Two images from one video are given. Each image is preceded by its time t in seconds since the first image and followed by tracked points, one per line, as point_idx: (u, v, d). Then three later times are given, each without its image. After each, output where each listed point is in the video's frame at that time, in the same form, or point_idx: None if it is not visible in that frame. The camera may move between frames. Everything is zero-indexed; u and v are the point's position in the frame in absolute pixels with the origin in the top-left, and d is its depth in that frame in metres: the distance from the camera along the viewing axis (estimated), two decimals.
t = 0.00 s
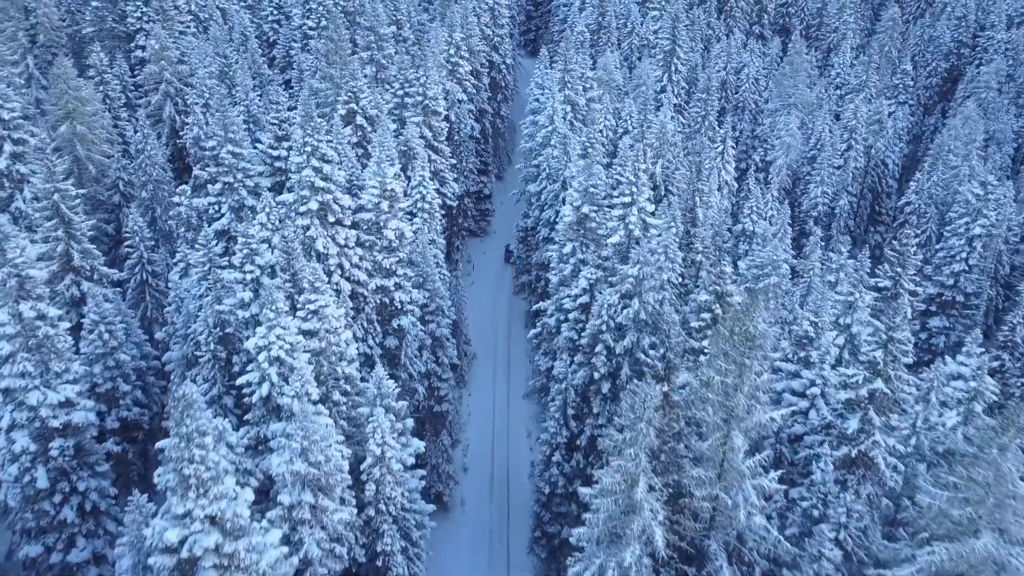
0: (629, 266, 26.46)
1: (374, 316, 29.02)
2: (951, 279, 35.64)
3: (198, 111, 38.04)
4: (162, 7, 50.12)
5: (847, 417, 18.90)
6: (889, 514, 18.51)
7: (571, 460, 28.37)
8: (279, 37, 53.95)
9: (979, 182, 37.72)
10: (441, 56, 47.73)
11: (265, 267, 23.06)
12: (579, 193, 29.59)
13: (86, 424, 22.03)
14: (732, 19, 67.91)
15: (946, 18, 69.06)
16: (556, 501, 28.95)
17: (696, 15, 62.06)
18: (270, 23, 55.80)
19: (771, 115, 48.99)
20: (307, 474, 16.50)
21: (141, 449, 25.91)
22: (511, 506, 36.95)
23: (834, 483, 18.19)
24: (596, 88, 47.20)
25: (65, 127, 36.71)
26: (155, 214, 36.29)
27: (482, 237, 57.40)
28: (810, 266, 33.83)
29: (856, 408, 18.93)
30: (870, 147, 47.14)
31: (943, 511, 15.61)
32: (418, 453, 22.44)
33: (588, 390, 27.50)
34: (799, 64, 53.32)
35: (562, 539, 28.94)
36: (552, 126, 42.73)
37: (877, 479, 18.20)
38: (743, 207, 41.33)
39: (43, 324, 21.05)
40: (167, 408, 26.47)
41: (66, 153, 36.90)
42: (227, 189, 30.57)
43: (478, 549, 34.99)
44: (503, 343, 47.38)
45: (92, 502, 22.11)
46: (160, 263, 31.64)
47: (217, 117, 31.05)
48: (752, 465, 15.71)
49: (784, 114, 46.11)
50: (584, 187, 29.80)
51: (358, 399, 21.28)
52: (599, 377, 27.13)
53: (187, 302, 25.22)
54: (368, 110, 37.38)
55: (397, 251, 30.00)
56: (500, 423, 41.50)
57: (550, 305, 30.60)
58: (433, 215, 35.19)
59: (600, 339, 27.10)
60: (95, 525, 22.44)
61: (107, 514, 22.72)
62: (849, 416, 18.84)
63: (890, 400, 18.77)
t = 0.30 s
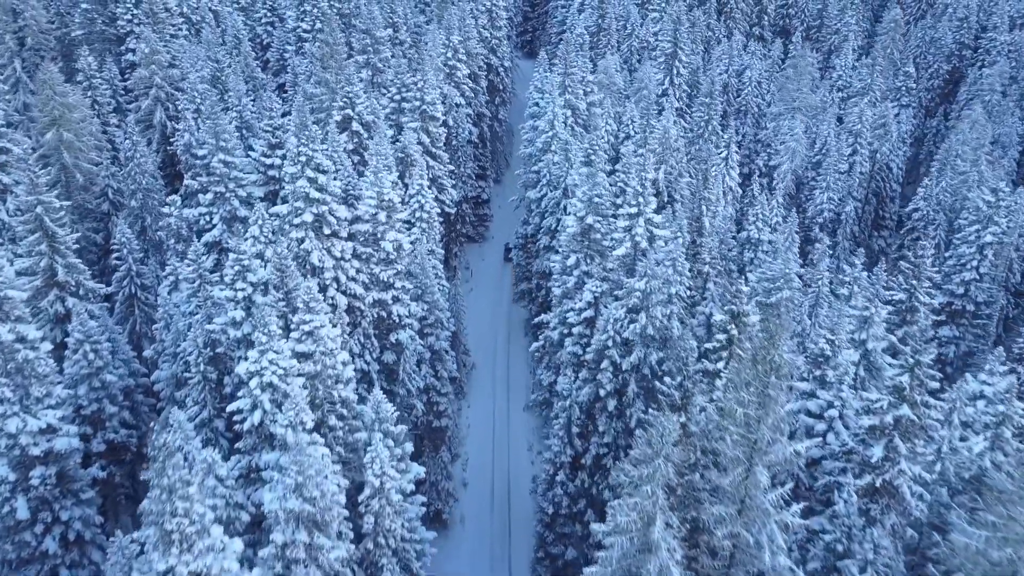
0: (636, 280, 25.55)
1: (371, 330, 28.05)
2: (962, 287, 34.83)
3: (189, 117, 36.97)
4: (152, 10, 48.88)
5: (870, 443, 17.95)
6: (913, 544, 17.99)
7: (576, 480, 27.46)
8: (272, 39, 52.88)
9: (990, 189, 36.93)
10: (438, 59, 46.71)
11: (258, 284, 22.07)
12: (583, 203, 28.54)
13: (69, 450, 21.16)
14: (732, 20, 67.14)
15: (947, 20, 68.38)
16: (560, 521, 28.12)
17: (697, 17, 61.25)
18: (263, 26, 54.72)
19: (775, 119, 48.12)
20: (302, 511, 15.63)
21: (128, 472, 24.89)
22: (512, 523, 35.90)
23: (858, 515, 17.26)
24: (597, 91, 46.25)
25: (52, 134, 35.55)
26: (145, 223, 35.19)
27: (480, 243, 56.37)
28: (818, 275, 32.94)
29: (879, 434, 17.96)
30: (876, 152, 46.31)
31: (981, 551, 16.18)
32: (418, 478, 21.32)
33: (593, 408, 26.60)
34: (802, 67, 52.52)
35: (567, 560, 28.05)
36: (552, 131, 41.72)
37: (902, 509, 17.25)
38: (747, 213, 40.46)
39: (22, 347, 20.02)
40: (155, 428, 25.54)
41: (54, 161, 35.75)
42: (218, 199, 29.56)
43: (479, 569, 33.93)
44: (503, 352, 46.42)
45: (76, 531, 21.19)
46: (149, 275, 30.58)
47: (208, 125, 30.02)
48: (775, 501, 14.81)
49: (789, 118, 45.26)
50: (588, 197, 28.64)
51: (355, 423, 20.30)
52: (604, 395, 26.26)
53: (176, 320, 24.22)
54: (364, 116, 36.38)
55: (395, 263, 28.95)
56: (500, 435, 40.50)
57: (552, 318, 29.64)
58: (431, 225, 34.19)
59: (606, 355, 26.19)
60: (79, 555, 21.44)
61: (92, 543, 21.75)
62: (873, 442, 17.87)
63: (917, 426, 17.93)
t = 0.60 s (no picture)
0: (643, 294, 24.63)
1: (368, 346, 27.09)
2: (972, 296, 33.95)
3: (179, 123, 35.92)
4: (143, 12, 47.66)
5: (898, 472, 16.89)
6: None
7: (581, 501, 26.60)
8: (266, 41, 51.74)
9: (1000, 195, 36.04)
10: (436, 62, 45.69)
11: (250, 303, 21.04)
12: (588, 213, 27.45)
13: (50, 480, 20.10)
14: (732, 21, 66.32)
15: (949, 20, 67.56)
16: (565, 542, 27.45)
17: (697, 18, 60.39)
18: (257, 28, 53.55)
19: (779, 123, 47.20)
20: (294, 554, 14.97)
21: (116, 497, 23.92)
22: (515, 540, 34.94)
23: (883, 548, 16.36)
24: (598, 95, 45.32)
25: (37, 141, 34.38)
26: (134, 233, 34.18)
27: (478, 249, 55.35)
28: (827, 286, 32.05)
29: (908, 463, 16.84)
30: (882, 156, 45.47)
31: None
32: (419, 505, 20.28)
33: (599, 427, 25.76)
34: (805, 70, 51.68)
35: None
36: (553, 136, 40.73)
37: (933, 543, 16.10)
38: (752, 220, 39.60)
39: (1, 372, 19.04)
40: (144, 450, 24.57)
41: (40, 169, 34.59)
42: (210, 210, 28.58)
43: None
44: (503, 362, 45.39)
45: (59, 564, 20.17)
46: (138, 289, 29.57)
47: (198, 134, 29.00)
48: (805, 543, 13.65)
49: (793, 122, 44.37)
50: (593, 207, 27.51)
51: (352, 450, 19.31)
52: (611, 413, 25.37)
53: (164, 339, 23.23)
54: (361, 122, 35.34)
55: (393, 276, 27.89)
56: (501, 449, 39.50)
57: (556, 332, 28.66)
58: (430, 234, 33.18)
59: (612, 372, 25.27)
60: None
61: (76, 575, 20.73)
62: (902, 472, 16.78)
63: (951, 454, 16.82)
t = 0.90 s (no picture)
0: (652, 309, 23.71)
1: (366, 363, 26.12)
2: (983, 305, 33.02)
3: (170, 131, 34.85)
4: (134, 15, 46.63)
5: (929, 506, 15.89)
6: None
7: (587, 523, 25.63)
8: (259, 45, 50.60)
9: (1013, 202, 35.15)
10: (434, 66, 44.70)
11: (242, 324, 20.02)
12: (594, 225, 26.18)
13: (30, 512, 19.13)
14: (733, 23, 65.42)
15: (952, 22, 66.78)
16: (570, 566, 26.38)
17: (698, 20, 59.49)
18: (250, 31, 52.36)
19: (783, 127, 46.31)
20: None
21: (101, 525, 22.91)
22: (517, 557, 33.93)
23: None
24: (599, 99, 44.41)
25: (20, 149, 33.22)
26: (123, 244, 33.10)
27: (477, 255, 54.43)
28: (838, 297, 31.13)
29: (938, 495, 15.87)
30: (889, 161, 44.61)
31: None
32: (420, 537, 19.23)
33: (606, 447, 24.82)
34: (810, 72, 50.84)
35: None
36: (554, 142, 39.73)
37: None
38: (758, 228, 38.73)
39: None
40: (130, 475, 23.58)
41: (24, 179, 33.45)
42: (200, 222, 27.55)
43: None
44: (504, 372, 44.38)
45: None
46: (126, 304, 28.51)
47: (188, 143, 27.96)
48: None
49: (798, 126, 43.53)
50: (599, 217, 26.40)
51: (349, 481, 18.29)
52: (619, 433, 24.43)
53: (152, 359, 22.17)
54: (357, 128, 34.29)
55: (392, 290, 26.79)
56: (502, 462, 38.50)
57: (559, 347, 27.69)
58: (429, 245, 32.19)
59: (620, 391, 24.34)
60: None
61: None
62: (932, 506, 15.81)
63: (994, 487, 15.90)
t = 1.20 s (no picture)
0: (663, 328, 22.67)
1: (363, 384, 25.03)
2: (1000, 316, 31.45)
3: (159, 139, 33.63)
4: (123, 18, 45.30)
5: (969, 549, 14.80)
6: None
7: (595, 552, 24.52)
8: (252, 48, 49.29)
9: None
10: (431, 70, 43.56)
11: (232, 350, 18.85)
12: (601, 239, 24.91)
13: (6, 554, 17.96)
14: (734, 25, 64.46)
15: (955, 24, 65.91)
16: None
17: (700, 22, 58.45)
18: (242, 34, 51.01)
19: (789, 132, 45.30)
20: None
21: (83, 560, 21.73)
22: None
23: None
24: (601, 105, 43.37)
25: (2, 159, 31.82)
26: (110, 258, 31.87)
27: (476, 263, 53.31)
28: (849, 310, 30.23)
29: (979, 538, 14.79)
30: (897, 168, 43.59)
31: None
32: None
33: (615, 472, 23.75)
34: (815, 76, 49.88)
35: None
36: (556, 149, 38.63)
37: None
38: (765, 237, 37.73)
39: None
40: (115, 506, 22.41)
41: (7, 190, 32.14)
42: (189, 237, 26.37)
43: None
44: (504, 385, 43.26)
45: None
46: (112, 322, 27.31)
47: (176, 154, 26.75)
48: None
49: (805, 132, 42.58)
50: (606, 231, 25.15)
51: (346, 520, 17.14)
52: (629, 458, 23.36)
53: (137, 384, 20.99)
54: (353, 137, 33.09)
55: (390, 308, 25.59)
56: (503, 479, 37.38)
57: (564, 365, 26.58)
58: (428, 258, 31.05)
59: (630, 414, 23.27)
60: None
61: None
62: (973, 549, 14.72)
63: None
